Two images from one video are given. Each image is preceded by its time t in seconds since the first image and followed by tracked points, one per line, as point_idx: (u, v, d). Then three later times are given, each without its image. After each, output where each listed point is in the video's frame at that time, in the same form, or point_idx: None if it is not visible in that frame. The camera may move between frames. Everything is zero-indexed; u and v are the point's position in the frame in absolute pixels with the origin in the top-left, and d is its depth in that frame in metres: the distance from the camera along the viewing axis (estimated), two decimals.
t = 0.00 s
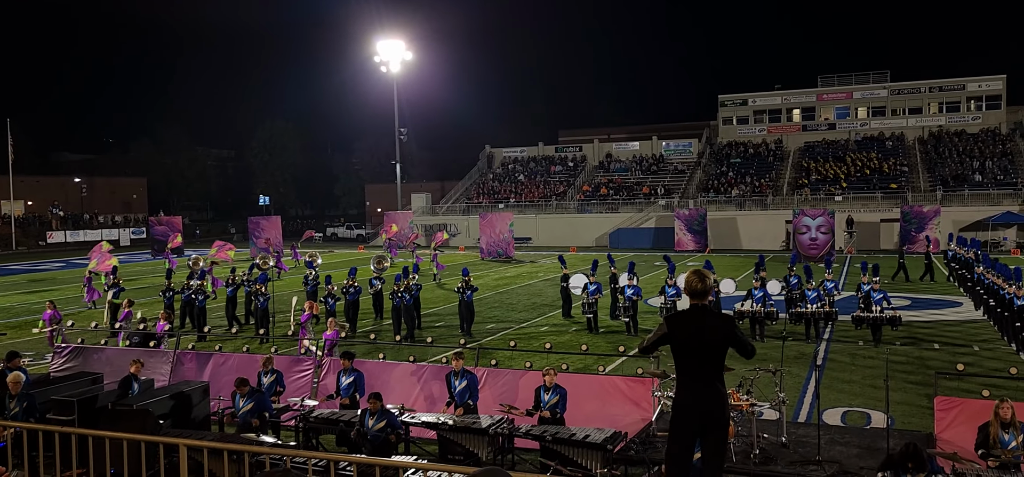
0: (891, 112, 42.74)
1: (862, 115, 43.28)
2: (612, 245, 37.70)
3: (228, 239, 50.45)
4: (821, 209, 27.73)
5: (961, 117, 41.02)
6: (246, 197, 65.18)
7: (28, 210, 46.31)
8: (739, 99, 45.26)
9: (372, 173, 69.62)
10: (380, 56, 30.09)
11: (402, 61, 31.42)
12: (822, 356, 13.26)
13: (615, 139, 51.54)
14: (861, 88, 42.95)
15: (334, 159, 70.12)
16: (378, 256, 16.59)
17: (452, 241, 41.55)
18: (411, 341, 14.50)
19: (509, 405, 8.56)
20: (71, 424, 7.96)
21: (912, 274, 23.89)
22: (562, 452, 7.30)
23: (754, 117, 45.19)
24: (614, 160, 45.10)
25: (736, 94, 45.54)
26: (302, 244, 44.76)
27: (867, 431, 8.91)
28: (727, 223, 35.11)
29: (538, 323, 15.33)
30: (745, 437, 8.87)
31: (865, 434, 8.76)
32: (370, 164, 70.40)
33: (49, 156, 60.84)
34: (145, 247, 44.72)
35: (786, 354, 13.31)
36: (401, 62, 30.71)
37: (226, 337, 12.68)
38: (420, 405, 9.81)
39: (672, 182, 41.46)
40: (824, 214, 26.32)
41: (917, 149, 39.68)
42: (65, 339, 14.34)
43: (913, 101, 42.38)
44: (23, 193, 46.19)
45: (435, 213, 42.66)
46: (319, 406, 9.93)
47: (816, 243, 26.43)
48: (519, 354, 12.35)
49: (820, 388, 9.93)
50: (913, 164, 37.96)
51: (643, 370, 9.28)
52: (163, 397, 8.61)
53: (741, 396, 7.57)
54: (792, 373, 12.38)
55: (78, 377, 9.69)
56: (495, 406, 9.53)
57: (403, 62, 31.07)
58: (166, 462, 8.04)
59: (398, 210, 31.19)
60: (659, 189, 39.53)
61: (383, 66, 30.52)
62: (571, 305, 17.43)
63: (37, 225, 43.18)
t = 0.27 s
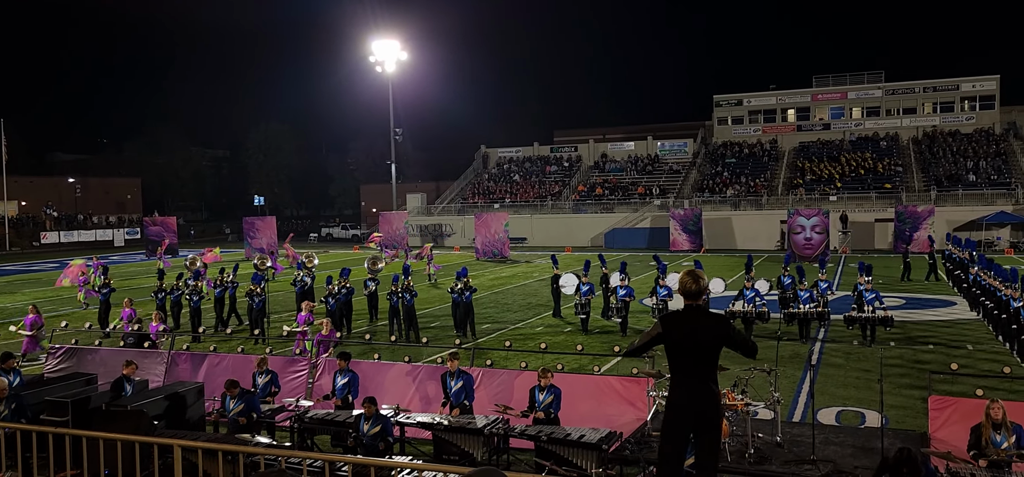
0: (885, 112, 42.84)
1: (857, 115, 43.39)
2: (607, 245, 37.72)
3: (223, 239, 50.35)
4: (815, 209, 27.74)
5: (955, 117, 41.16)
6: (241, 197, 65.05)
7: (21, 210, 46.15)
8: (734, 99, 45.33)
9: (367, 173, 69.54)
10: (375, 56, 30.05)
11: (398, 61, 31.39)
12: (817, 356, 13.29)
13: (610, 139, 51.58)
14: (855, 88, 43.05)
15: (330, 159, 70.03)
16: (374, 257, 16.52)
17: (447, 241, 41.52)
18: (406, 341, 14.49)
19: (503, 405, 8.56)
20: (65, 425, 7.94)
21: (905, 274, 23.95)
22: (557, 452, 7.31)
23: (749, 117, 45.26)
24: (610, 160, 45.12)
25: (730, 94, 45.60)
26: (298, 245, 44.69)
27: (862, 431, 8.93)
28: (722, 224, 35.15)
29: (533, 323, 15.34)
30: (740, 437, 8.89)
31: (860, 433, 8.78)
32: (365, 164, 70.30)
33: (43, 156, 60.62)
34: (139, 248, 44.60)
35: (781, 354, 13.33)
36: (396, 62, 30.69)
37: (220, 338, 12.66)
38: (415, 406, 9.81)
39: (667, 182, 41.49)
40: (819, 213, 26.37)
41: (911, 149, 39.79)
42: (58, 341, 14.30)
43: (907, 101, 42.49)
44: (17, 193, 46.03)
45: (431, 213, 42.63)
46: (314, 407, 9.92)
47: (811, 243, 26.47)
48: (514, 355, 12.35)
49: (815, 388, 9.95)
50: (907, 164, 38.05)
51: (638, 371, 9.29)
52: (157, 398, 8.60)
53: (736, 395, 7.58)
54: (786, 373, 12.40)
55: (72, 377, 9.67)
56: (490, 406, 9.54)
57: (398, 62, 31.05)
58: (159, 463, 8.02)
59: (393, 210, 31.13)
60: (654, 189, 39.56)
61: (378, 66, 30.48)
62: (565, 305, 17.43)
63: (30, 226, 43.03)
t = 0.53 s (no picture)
0: (878, 113, 43.01)
1: (850, 115, 43.58)
2: (602, 245, 37.76)
3: (217, 240, 50.24)
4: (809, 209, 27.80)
5: (948, 117, 41.27)
6: (235, 197, 64.94)
7: (14, 210, 45.99)
8: (728, 100, 45.46)
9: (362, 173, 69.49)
10: (369, 56, 30.03)
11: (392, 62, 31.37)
12: (811, 356, 13.33)
13: (605, 139, 51.65)
14: (848, 89, 43.24)
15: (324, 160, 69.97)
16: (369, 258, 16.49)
17: (441, 241, 41.51)
18: (400, 341, 14.49)
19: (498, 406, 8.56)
20: (57, 426, 7.91)
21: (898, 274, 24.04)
22: (550, 452, 7.31)
23: (743, 118, 45.39)
24: (604, 161, 45.17)
25: (724, 95, 45.72)
26: (292, 245, 44.62)
27: (855, 430, 8.96)
28: (716, 224, 35.22)
29: (527, 323, 15.35)
30: (734, 437, 8.90)
31: (853, 433, 8.81)
32: (359, 164, 70.25)
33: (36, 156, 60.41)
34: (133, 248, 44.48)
35: (775, 354, 13.36)
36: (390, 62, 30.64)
37: (213, 338, 12.64)
38: (410, 406, 9.81)
39: (662, 182, 41.57)
40: (812, 214, 26.44)
41: (904, 149, 39.93)
42: (51, 342, 14.26)
43: (900, 101, 42.66)
44: (10, 194, 45.87)
45: (425, 213, 42.62)
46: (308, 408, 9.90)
47: (805, 243, 26.55)
48: (508, 355, 12.36)
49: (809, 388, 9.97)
50: (900, 165, 38.19)
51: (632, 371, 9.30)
52: (150, 399, 8.57)
53: (729, 395, 7.58)
54: (780, 373, 12.44)
55: (65, 378, 9.64)
56: (484, 407, 9.54)
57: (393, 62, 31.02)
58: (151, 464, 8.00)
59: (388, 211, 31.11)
60: (648, 190, 39.63)
61: (372, 66, 30.45)
62: (559, 305, 17.45)
63: (23, 226, 42.89)
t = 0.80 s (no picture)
0: (871, 113, 43.17)
1: (843, 116, 43.75)
2: (596, 245, 37.80)
3: (210, 240, 50.12)
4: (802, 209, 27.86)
5: (940, 117, 41.40)
6: (229, 197, 64.80)
7: (6, 210, 45.80)
8: (721, 100, 45.57)
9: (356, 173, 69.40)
10: (363, 56, 29.98)
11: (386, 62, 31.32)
12: (804, 356, 13.38)
13: (599, 140, 51.70)
14: (841, 90, 43.42)
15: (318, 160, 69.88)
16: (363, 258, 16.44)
17: (435, 241, 41.49)
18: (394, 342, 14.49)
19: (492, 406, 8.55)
20: (49, 427, 7.88)
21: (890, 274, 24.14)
22: (543, 452, 7.32)
23: (736, 118, 45.51)
24: (598, 161, 45.21)
25: (718, 95, 45.82)
26: (286, 245, 44.54)
27: (847, 430, 8.99)
28: (710, 224, 35.29)
29: (521, 323, 15.37)
30: (728, 436, 8.92)
31: (846, 433, 8.83)
32: (353, 164, 70.15)
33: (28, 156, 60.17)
34: (126, 249, 44.35)
35: (769, 355, 13.40)
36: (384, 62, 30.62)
37: (206, 339, 12.61)
38: (404, 406, 9.80)
39: (656, 182, 41.64)
40: (806, 214, 26.53)
41: (897, 150, 40.06)
42: (43, 342, 14.22)
43: (893, 102, 42.83)
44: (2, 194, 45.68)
45: (419, 213, 42.61)
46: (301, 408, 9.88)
47: (798, 243, 26.62)
48: (502, 356, 12.38)
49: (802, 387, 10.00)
50: (893, 165, 38.32)
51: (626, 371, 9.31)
52: (141, 400, 8.55)
53: (721, 395, 7.57)
54: (774, 373, 12.47)
55: (56, 379, 9.60)
56: (479, 407, 9.53)
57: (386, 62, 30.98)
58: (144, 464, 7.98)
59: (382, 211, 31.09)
60: (642, 190, 39.70)
61: (366, 66, 30.40)
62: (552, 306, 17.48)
63: (15, 226, 42.72)
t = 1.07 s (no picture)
0: (865, 113, 43.31)
1: (836, 116, 43.93)
2: (590, 245, 37.83)
3: (204, 240, 49.98)
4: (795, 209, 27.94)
5: (933, 117, 41.54)
6: (223, 197, 64.63)
7: None
8: (715, 100, 45.67)
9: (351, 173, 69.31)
10: (357, 56, 29.95)
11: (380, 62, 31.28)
12: (798, 356, 13.42)
13: (594, 139, 51.73)
14: (835, 90, 43.59)
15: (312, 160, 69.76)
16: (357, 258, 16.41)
17: (430, 241, 41.46)
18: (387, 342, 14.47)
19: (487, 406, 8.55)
20: (42, 427, 7.84)
21: (881, 274, 24.24)
22: (537, 452, 7.33)
23: (730, 118, 45.61)
24: (592, 161, 45.26)
25: (712, 95, 45.92)
26: (280, 245, 44.44)
27: (840, 429, 9.02)
28: (704, 224, 35.35)
29: (514, 323, 15.38)
30: (721, 436, 8.94)
31: (838, 432, 8.86)
32: (348, 164, 70.03)
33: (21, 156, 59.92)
34: (119, 249, 44.20)
35: (762, 354, 13.43)
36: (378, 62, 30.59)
37: (199, 339, 12.59)
38: (398, 406, 9.79)
39: (650, 182, 41.70)
40: (799, 214, 26.61)
41: (890, 149, 40.19)
42: (35, 343, 14.17)
43: (886, 102, 42.98)
44: None
45: (414, 213, 42.57)
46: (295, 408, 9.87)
47: (791, 243, 26.69)
48: (495, 356, 12.38)
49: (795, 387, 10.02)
50: (886, 165, 38.45)
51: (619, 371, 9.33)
52: (135, 400, 8.53)
53: (716, 395, 7.59)
54: (767, 373, 12.50)
55: (49, 380, 9.56)
56: (473, 407, 9.53)
57: (380, 62, 30.95)
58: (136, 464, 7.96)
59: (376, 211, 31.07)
60: (636, 190, 39.75)
61: (360, 66, 30.36)
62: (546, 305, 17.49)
63: (7, 227, 42.53)
